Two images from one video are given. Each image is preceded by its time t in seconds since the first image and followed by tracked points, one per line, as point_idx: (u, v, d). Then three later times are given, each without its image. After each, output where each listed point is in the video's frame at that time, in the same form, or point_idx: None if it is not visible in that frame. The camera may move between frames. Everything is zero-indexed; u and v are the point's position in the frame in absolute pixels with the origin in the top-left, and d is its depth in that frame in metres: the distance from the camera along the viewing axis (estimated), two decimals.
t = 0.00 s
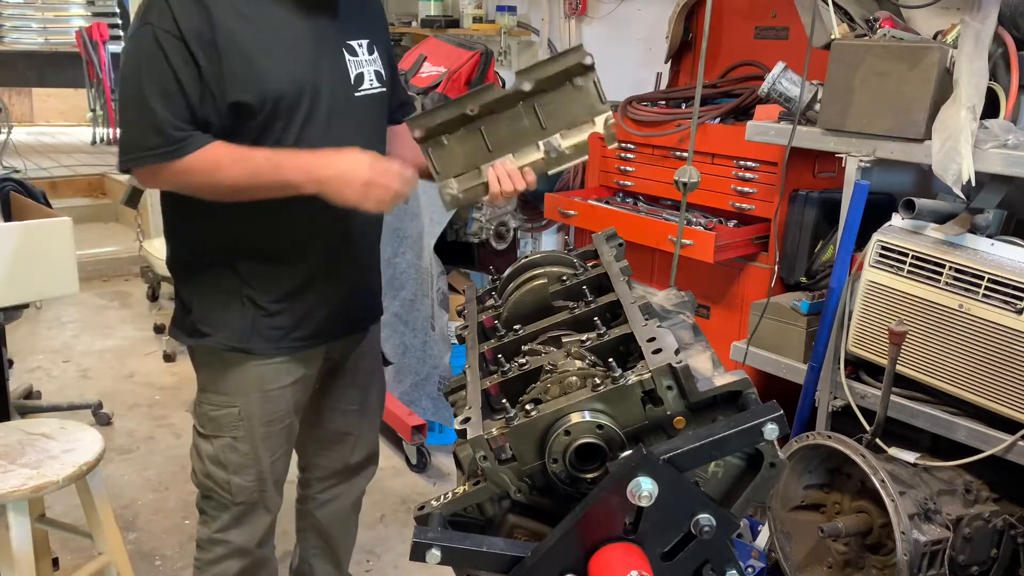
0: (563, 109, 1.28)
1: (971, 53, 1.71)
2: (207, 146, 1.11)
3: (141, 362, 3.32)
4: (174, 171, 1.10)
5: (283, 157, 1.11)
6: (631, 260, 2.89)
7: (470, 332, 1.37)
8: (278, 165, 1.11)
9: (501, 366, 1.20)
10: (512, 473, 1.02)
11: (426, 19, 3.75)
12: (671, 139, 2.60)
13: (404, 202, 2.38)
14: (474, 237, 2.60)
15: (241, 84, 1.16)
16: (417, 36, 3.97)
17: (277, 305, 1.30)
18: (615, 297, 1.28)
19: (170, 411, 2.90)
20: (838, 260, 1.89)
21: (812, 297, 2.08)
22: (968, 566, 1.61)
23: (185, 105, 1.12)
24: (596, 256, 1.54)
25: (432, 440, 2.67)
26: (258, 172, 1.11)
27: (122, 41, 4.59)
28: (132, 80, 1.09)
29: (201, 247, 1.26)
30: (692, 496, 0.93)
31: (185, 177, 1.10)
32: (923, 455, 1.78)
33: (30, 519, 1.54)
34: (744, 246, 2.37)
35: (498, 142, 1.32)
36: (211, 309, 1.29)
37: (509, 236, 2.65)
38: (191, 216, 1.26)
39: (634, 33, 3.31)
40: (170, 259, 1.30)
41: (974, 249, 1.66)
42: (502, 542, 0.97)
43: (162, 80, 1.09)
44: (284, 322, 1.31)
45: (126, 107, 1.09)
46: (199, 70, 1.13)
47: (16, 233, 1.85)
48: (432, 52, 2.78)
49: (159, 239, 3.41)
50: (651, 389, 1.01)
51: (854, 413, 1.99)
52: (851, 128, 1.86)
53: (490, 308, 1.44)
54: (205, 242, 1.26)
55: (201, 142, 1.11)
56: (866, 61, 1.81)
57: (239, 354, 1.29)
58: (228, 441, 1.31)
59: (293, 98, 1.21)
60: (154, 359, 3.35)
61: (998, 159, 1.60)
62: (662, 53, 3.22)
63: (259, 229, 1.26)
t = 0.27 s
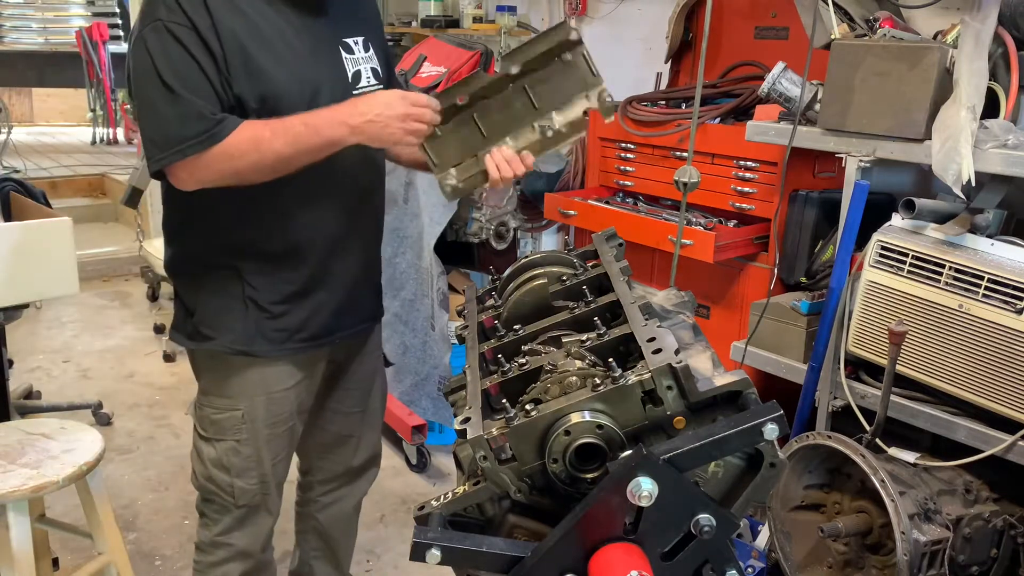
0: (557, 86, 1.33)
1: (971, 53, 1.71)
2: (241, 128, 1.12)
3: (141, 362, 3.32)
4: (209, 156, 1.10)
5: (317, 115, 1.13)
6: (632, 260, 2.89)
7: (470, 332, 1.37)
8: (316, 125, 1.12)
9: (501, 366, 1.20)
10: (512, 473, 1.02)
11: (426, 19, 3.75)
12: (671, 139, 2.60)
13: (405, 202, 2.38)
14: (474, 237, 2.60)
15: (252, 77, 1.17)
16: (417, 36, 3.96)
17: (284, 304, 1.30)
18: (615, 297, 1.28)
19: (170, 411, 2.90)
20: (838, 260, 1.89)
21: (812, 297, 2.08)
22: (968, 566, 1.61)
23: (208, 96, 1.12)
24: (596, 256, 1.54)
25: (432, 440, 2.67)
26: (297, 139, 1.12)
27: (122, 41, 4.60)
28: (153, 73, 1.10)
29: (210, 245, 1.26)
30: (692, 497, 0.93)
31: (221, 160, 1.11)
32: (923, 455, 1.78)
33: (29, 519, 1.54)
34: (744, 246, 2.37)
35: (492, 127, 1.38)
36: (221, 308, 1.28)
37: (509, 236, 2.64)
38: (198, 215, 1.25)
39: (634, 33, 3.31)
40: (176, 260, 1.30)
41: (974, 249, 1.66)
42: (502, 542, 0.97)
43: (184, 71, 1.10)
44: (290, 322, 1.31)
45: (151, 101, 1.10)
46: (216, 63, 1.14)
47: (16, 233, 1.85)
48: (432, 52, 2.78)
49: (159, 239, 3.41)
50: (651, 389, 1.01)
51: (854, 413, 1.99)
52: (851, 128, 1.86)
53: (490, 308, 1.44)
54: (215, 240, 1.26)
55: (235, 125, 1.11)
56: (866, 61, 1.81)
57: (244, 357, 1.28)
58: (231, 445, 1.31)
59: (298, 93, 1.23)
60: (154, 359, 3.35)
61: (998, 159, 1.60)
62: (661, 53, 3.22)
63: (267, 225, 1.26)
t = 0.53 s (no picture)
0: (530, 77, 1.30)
1: (971, 53, 1.71)
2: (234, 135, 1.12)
3: (141, 362, 3.32)
4: (201, 159, 1.11)
5: (311, 138, 1.13)
6: (632, 260, 2.89)
7: (470, 332, 1.37)
8: (308, 150, 1.13)
9: (501, 366, 1.20)
10: (512, 473, 1.02)
11: (426, 19, 3.74)
12: (671, 139, 2.60)
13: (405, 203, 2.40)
14: (474, 237, 2.60)
15: (253, 78, 1.17)
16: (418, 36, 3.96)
17: (297, 306, 1.30)
18: (615, 297, 1.28)
19: (170, 411, 2.90)
20: (838, 260, 1.89)
21: (812, 297, 2.08)
22: (968, 566, 1.61)
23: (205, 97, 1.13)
24: (595, 256, 1.53)
25: (432, 440, 2.68)
26: (290, 160, 1.13)
27: (121, 41, 4.61)
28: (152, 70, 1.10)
29: (216, 246, 1.26)
30: (692, 496, 0.93)
31: (213, 165, 1.11)
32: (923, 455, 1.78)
33: (30, 519, 1.54)
34: (744, 246, 2.37)
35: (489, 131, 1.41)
36: (230, 310, 1.28)
37: (509, 236, 2.64)
38: (205, 219, 1.26)
39: (634, 33, 3.32)
40: (184, 260, 1.30)
41: (974, 249, 1.66)
42: (502, 542, 0.97)
43: (182, 70, 1.10)
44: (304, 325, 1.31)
45: (149, 99, 1.11)
46: (217, 62, 1.14)
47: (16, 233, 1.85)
48: (432, 53, 2.77)
49: (159, 239, 3.41)
50: (651, 389, 1.01)
51: (854, 413, 1.99)
52: (851, 128, 1.86)
53: (490, 308, 1.44)
54: (219, 242, 1.26)
55: (230, 131, 1.12)
56: (866, 61, 1.81)
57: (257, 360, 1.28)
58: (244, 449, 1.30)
59: (299, 95, 1.22)
60: (154, 359, 3.35)
61: (998, 159, 1.60)
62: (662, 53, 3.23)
63: (277, 226, 1.26)
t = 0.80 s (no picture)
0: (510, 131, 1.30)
1: (971, 53, 1.71)
2: (231, 144, 1.12)
3: (141, 362, 3.32)
4: (197, 164, 1.11)
5: (303, 165, 1.11)
6: (632, 260, 2.89)
7: (470, 332, 1.37)
8: (299, 179, 1.10)
9: (501, 366, 1.20)
10: (512, 473, 1.02)
11: (426, 19, 3.74)
12: (671, 139, 2.60)
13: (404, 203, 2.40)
14: (474, 237, 2.54)
15: (256, 79, 1.16)
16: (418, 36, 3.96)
17: (306, 304, 1.30)
18: (615, 297, 1.28)
19: (170, 411, 2.90)
20: (838, 260, 1.89)
21: (812, 298, 2.08)
22: (968, 566, 1.61)
23: (207, 99, 1.13)
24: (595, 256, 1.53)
25: (432, 440, 2.68)
26: (281, 186, 1.11)
27: (121, 42, 4.61)
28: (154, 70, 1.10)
29: (222, 247, 1.27)
30: (692, 496, 0.93)
31: (209, 171, 1.12)
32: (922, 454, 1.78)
33: (30, 519, 1.54)
34: (744, 246, 2.37)
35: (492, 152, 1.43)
36: (236, 310, 1.28)
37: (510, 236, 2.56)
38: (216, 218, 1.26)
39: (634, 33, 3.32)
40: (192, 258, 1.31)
41: (974, 249, 1.66)
42: (502, 542, 0.97)
43: (183, 71, 1.10)
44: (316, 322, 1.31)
45: (150, 99, 1.11)
46: (220, 64, 1.14)
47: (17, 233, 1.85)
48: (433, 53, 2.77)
49: (159, 239, 3.41)
50: (651, 389, 1.01)
51: (854, 413, 1.99)
52: (851, 128, 1.86)
53: (491, 308, 1.44)
54: (226, 244, 1.26)
55: (226, 140, 1.12)
56: (866, 62, 1.81)
57: (268, 353, 1.28)
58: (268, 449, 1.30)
59: (304, 96, 1.21)
60: (154, 359, 3.35)
61: (998, 159, 1.60)
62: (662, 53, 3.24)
63: (288, 227, 1.26)
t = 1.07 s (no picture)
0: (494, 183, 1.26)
1: (971, 53, 1.71)
2: (227, 157, 1.11)
3: (141, 362, 3.32)
4: (194, 175, 1.11)
5: (296, 185, 1.09)
6: (632, 260, 2.89)
7: (470, 332, 1.37)
8: (291, 199, 1.08)
9: (500, 367, 1.20)
10: (512, 473, 1.02)
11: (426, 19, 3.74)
12: (671, 139, 2.60)
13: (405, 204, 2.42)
14: (473, 237, 2.14)
15: (253, 88, 1.15)
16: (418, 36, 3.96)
17: (303, 314, 1.30)
18: (615, 297, 1.28)
19: (170, 411, 2.90)
20: (838, 260, 1.89)
21: (812, 297, 2.08)
22: (968, 566, 1.61)
23: (205, 110, 1.12)
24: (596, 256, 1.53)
25: (432, 440, 2.69)
26: (273, 205, 1.09)
27: (120, 41, 4.61)
28: (152, 80, 1.10)
29: (222, 255, 1.26)
30: (693, 497, 0.93)
31: (205, 184, 1.11)
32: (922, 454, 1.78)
33: (29, 519, 1.54)
34: (744, 246, 2.37)
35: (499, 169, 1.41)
36: (234, 317, 1.28)
37: (510, 238, 2.14)
38: (215, 227, 1.26)
39: (635, 33, 3.32)
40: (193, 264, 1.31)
41: (974, 249, 1.66)
42: (502, 542, 0.97)
43: (180, 82, 1.10)
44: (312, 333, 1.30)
45: (147, 108, 1.11)
46: (218, 74, 1.13)
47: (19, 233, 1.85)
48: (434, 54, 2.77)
49: (159, 239, 3.40)
50: (651, 389, 1.01)
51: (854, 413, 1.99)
52: (851, 128, 1.86)
53: (491, 308, 1.43)
54: (226, 252, 1.26)
55: (221, 152, 1.11)
56: (866, 62, 1.81)
57: (262, 364, 1.27)
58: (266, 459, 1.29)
59: (304, 106, 1.20)
60: (153, 359, 3.35)
61: (998, 159, 1.60)
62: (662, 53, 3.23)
63: (288, 237, 1.25)
